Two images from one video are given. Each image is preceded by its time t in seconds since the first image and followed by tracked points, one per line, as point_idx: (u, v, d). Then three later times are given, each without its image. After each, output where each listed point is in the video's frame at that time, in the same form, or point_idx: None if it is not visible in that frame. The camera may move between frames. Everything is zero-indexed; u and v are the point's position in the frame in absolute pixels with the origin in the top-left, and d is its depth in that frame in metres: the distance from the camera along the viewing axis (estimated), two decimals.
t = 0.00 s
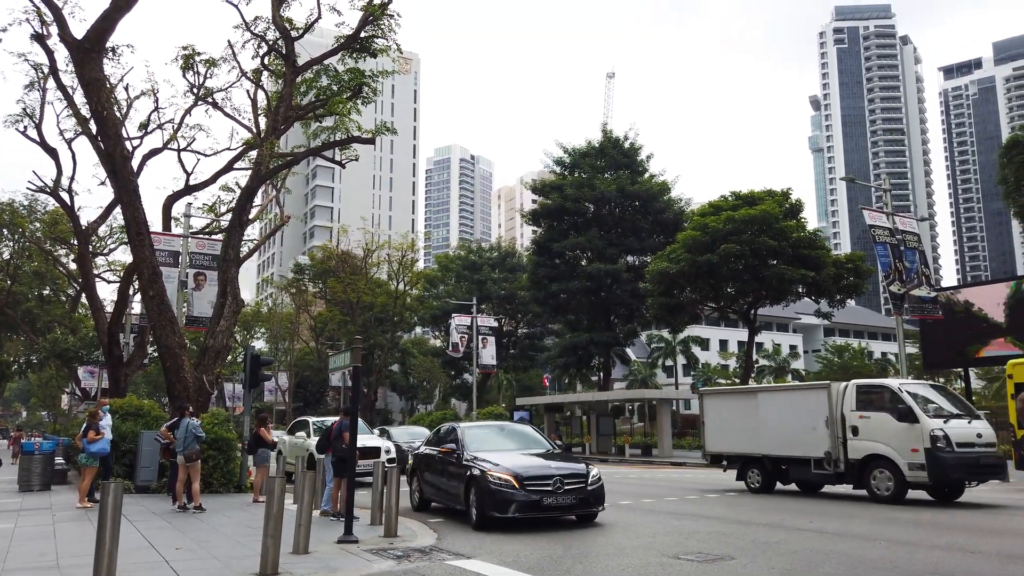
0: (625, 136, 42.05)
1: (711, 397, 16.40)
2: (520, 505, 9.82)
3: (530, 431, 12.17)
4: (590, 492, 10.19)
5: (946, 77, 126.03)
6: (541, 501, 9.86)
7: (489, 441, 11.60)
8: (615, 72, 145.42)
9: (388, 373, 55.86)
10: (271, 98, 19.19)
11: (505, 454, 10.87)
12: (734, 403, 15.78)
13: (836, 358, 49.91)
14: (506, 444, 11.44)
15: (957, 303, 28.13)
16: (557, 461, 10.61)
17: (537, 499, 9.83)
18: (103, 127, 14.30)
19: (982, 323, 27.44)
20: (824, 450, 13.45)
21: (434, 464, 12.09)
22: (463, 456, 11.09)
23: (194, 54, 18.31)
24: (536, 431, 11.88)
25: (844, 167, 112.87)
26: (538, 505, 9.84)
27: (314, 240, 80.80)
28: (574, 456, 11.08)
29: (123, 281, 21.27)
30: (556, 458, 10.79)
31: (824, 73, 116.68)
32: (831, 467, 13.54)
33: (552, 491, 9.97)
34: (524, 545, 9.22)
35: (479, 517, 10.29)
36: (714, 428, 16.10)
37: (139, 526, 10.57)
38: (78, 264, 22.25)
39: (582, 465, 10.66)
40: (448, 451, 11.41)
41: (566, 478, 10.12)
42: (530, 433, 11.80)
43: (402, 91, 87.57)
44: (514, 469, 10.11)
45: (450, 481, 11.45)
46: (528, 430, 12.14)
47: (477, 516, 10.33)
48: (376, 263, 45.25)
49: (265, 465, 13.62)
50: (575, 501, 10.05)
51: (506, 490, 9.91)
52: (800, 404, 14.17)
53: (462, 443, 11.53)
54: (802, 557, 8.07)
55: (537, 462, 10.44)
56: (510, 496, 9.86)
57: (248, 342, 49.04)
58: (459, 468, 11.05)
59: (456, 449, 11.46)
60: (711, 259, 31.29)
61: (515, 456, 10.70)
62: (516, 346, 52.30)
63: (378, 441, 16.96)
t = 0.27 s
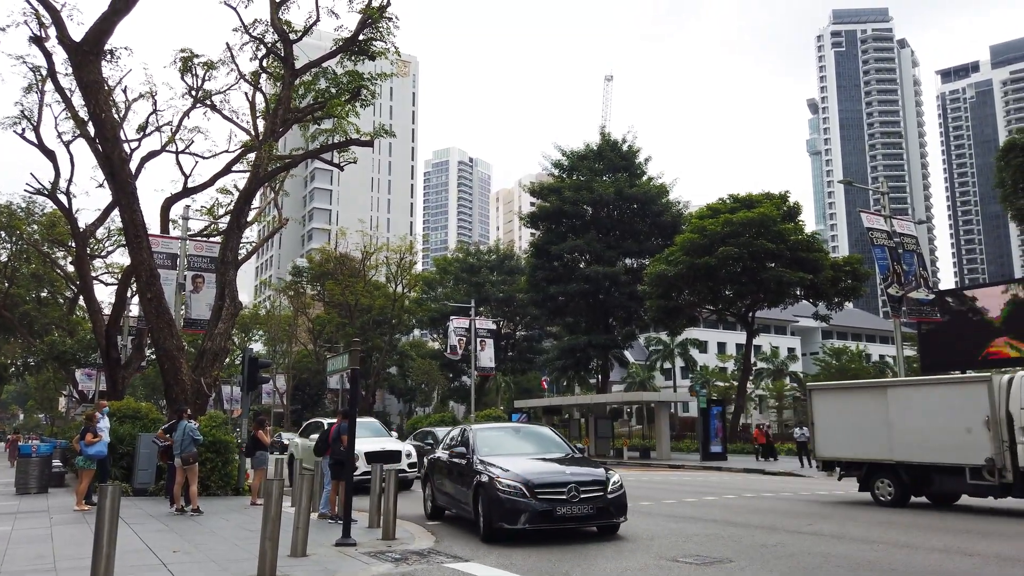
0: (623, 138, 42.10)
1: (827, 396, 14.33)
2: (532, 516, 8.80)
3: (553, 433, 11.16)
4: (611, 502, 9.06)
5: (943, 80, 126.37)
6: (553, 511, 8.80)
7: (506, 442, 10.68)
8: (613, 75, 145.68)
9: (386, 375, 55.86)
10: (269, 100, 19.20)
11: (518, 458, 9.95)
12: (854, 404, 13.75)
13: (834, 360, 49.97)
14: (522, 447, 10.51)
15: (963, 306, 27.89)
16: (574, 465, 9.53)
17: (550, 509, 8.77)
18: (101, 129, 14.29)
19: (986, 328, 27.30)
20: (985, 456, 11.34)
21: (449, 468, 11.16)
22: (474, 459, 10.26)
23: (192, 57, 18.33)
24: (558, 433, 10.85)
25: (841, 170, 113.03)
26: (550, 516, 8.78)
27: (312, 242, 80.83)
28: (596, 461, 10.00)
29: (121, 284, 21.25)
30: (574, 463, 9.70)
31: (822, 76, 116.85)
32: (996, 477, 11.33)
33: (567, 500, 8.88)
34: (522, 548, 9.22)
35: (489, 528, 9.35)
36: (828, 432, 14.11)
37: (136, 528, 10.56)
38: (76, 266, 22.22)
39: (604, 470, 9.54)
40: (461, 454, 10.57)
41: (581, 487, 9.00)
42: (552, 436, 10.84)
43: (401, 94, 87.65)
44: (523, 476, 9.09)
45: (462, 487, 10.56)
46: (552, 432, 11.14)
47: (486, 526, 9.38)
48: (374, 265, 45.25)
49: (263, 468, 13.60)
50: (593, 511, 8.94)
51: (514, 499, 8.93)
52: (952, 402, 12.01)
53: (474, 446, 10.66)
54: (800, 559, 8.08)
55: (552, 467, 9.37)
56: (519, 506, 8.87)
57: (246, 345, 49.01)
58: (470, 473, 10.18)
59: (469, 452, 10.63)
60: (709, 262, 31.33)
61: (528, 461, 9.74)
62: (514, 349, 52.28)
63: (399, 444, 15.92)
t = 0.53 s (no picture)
0: (622, 139, 42.10)
1: (979, 386, 11.74)
2: (537, 526, 7.90)
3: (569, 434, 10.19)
4: (625, 512, 8.13)
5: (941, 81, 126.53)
6: (561, 521, 7.90)
7: (515, 442, 9.72)
8: (612, 76, 145.76)
9: (384, 376, 55.85)
10: (268, 101, 19.19)
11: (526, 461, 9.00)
12: (1017, 401, 11.20)
13: (832, 361, 49.99)
14: (532, 449, 9.53)
15: (970, 306, 27.68)
16: (587, 470, 8.62)
17: (558, 518, 7.86)
18: (100, 130, 14.26)
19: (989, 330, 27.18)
20: None
21: (455, 474, 10.24)
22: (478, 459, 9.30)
23: (191, 58, 18.32)
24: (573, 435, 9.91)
25: (840, 172, 113.13)
26: (557, 526, 7.89)
27: (310, 243, 80.83)
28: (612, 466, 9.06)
29: (120, 285, 21.21)
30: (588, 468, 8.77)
31: (820, 77, 116.93)
32: None
33: (576, 509, 7.97)
34: (521, 549, 9.21)
35: (491, 539, 8.47)
36: (982, 430, 11.64)
37: (135, 530, 10.54)
38: (75, 267, 22.18)
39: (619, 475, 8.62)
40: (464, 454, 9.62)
41: (592, 494, 8.10)
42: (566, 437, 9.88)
43: (399, 95, 87.66)
44: (529, 481, 8.20)
45: (465, 492, 9.64)
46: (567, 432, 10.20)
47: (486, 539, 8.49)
48: (372, 266, 45.22)
49: (261, 469, 13.56)
50: (606, 521, 8.02)
51: (518, 508, 8.02)
52: None
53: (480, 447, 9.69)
54: (799, 560, 8.08)
55: (560, 472, 8.48)
56: (523, 515, 7.98)
57: (244, 346, 48.98)
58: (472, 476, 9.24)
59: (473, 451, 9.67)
60: (708, 263, 31.31)
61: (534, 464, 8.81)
62: (512, 350, 52.24)
63: (421, 446, 15.06)
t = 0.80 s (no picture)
0: (621, 139, 42.12)
1: None
2: (530, 537, 7.24)
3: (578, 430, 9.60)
4: (630, 521, 7.37)
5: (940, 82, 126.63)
6: (557, 532, 7.22)
7: (519, 442, 9.15)
8: (611, 76, 145.84)
9: (383, 376, 55.85)
10: (267, 101, 19.20)
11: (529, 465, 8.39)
12: None
13: (831, 361, 50.01)
14: (538, 450, 8.96)
15: (969, 305, 27.70)
16: (593, 475, 7.92)
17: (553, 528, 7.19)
18: (99, 129, 14.25)
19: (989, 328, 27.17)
20: None
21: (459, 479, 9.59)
22: (477, 462, 8.71)
23: (190, 58, 18.33)
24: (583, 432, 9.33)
25: (838, 172, 113.19)
26: (553, 537, 7.21)
27: (309, 243, 80.84)
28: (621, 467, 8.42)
29: (118, 284, 21.18)
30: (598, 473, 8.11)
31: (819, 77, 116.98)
32: None
33: (575, 518, 7.29)
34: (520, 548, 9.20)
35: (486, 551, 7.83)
36: None
37: (133, 530, 10.52)
38: (73, 267, 22.15)
39: (628, 481, 7.87)
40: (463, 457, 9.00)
41: (594, 502, 7.38)
42: (575, 433, 9.31)
43: (398, 95, 87.67)
44: (525, 487, 7.54)
45: (466, 496, 9.02)
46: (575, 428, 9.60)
47: (479, 551, 7.82)
48: (371, 266, 45.20)
49: (260, 469, 13.56)
50: (608, 532, 7.29)
51: (511, 516, 7.37)
52: None
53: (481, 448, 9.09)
54: (797, 560, 8.08)
55: (561, 476, 7.80)
56: (516, 524, 7.32)
57: (243, 346, 48.96)
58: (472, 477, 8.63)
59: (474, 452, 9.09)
60: (707, 263, 31.32)
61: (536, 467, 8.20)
62: (511, 350, 52.24)
63: (444, 446, 14.58)
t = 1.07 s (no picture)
0: (620, 139, 42.10)
1: None
2: (499, 552, 6.03)
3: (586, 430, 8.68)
4: (619, 534, 6.10)
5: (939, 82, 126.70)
6: (532, 545, 6.00)
7: (521, 441, 8.20)
8: (610, 76, 145.87)
9: (382, 376, 55.86)
10: (266, 101, 19.19)
11: (525, 463, 7.50)
12: None
13: (830, 361, 50.05)
14: (538, 449, 8.04)
15: (967, 306, 27.82)
16: (580, 478, 6.68)
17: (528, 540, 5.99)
18: (97, 128, 14.21)
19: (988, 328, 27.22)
20: None
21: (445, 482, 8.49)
22: (470, 457, 7.82)
23: (189, 57, 18.33)
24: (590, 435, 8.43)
25: (837, 172, 113.21)
26: (527, 552, 5.99)
27: (309, 243, 80.81)
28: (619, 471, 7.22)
29: (117, 284, 21.16)
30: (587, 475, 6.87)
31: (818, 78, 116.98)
32: None
33: (552, 530, 6.07)
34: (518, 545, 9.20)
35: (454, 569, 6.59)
36: None
37: (132, 530, 10.49)
38: (71, 267, 22.11)
39: (622, 486, 6.60)
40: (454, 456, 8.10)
41: (577, 512, 6.14)
42: (582, 435, 8.40)
43: (397, 95, 87.66)
44: (498, 495, 6.32)
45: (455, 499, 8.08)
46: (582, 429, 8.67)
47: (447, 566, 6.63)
48: (370, 266, 45.18)
49: (259, 469, 13.56)
50: (591, 546, 6.03)
51: (482, 527, 6.18)
52: None
53: (475, 444, 8.21)
54: (796, 560, 8.07)
55: (543, 480, 6.60)
56: (485, 536, 6.12)
57: (242, 345, 48.96)
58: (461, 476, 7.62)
59: (468, 447, 8.21)
60: (706, 262, 31.31)
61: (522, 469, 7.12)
62: (510, 350, 52.29)
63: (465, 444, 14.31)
